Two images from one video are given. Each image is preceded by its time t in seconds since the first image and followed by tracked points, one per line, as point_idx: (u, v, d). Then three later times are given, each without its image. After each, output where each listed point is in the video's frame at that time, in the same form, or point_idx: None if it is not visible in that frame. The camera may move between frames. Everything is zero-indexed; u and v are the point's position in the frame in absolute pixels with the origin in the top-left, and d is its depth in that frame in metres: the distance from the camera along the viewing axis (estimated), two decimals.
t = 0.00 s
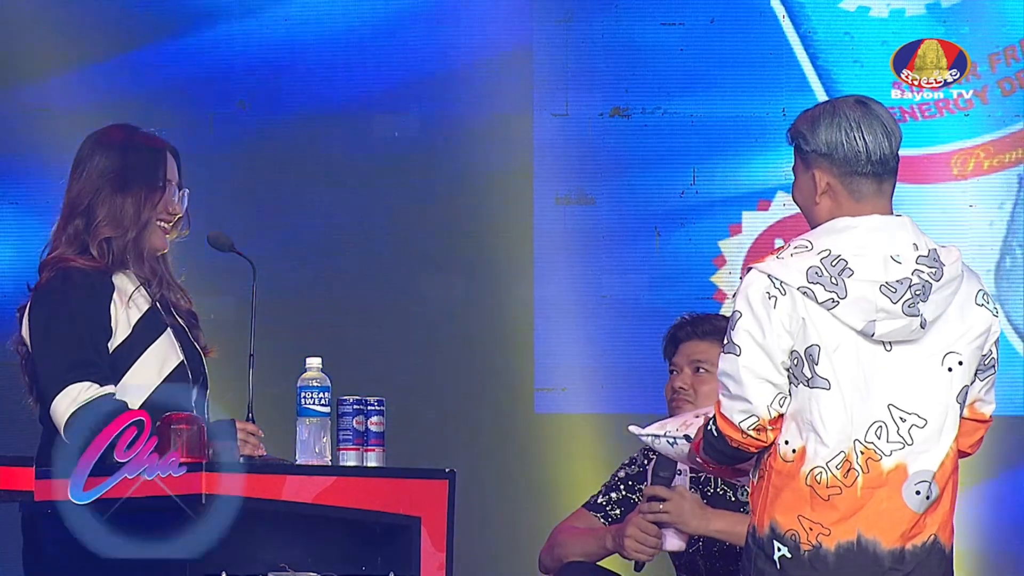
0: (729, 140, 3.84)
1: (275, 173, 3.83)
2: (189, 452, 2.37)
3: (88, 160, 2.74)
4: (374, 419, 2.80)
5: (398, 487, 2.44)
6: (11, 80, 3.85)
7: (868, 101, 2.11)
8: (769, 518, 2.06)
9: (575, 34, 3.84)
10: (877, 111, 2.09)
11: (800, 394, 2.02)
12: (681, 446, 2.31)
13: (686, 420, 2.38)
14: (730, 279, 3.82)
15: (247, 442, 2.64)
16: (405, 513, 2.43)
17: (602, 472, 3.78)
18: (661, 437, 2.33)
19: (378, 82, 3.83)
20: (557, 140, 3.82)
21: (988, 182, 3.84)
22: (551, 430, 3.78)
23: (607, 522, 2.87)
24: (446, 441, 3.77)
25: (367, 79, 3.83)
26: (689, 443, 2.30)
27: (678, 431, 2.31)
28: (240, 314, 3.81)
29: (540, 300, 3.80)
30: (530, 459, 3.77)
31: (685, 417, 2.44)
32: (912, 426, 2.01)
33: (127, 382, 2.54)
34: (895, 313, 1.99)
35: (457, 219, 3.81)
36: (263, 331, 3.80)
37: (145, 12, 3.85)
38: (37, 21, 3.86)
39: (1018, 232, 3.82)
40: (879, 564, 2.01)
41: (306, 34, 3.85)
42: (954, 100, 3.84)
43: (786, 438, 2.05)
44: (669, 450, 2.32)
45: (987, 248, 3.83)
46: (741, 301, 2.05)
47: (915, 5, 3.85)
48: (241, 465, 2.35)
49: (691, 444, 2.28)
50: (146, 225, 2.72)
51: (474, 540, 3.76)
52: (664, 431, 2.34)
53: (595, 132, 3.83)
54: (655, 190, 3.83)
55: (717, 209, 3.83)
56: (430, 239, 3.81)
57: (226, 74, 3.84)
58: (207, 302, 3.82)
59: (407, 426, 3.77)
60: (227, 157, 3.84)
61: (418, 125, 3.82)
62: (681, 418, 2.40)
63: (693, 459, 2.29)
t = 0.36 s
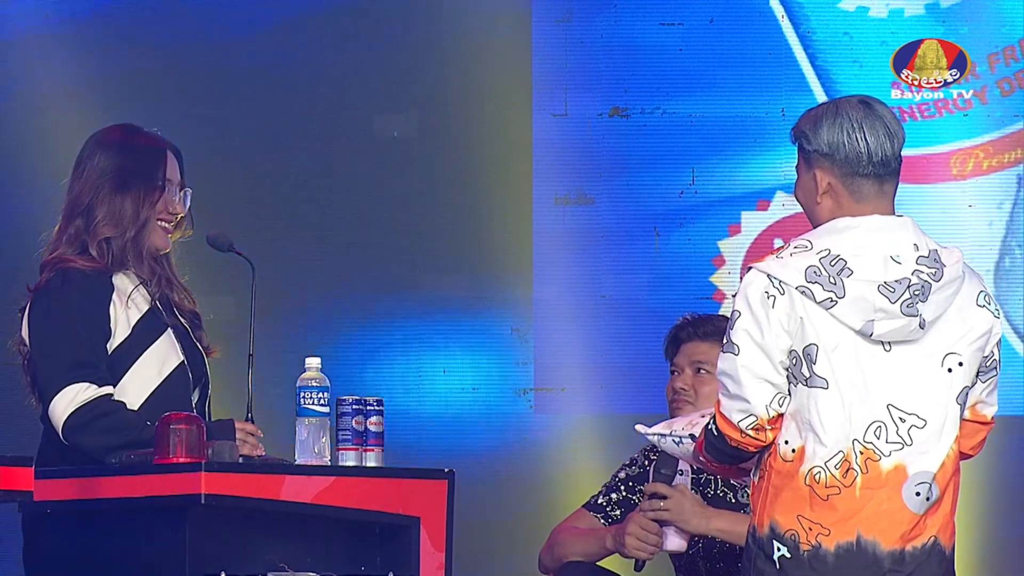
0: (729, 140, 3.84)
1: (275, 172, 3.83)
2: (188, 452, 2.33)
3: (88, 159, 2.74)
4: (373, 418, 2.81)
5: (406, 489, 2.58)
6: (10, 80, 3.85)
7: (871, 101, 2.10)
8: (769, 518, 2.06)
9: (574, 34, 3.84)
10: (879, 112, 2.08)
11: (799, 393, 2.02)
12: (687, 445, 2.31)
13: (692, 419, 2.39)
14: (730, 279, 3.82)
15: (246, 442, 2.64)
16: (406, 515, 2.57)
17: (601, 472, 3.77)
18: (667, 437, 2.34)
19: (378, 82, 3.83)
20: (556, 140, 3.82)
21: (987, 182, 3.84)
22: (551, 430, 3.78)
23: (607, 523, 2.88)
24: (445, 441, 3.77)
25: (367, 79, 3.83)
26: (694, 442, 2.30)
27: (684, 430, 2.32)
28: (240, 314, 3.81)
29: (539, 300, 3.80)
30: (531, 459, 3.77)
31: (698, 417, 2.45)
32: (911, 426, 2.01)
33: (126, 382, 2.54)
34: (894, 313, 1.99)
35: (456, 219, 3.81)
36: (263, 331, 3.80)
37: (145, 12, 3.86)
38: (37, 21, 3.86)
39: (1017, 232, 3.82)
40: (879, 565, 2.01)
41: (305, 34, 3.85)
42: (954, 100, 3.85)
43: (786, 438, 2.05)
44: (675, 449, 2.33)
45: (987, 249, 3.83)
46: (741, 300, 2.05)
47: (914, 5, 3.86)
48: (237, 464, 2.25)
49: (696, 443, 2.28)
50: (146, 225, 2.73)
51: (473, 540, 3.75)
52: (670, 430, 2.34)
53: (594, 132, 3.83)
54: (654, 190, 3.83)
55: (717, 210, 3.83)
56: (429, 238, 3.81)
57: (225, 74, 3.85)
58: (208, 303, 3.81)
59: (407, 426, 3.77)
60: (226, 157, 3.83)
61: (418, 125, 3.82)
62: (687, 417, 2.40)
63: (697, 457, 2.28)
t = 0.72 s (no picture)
0: (727, 141, 3.84)
1: (273, 172, 3.82)
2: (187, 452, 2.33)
3: (94, 163, 2.69)
4: (373, 419, 2.80)
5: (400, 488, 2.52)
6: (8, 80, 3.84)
7: (873, 101, 2.10)
8: (771, 519, 2.06)
9: (573, 34, 3.84)
10: (880, 112, 2.08)
11: (801, 394, 2.02)
12: (687, 442, 2.31)
13: (693, 416, 2.39)
14: (728, 279, 3.82)
15: (245, 442, 2.65)
16: (406, 514, 2.51)
17: (599, 472, 3.78)
18: (666, 434, 2.34)
19: (377, 81, 3.83)
20: (555, 141, 3.82)
21: (986, 182, 3.84)
22: (550, 429, 3.78)
23: (606, 523, 2.88)
24: (445, 441, 3.77)
25: (366, 78, 3.83)
26: (694, 438, 2.30)
27: (684, 426, 2.32)
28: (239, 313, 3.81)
29: (538, 300, 3.80)
30: (530, 459, 3.77)
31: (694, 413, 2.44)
32: (913, 428, 2.01)
33: (124, 382, 2.54)
34: (896, 314, 1.99)
35: (456, 218, 3.81)
36: (262, 330, 3.79)
37: (143, 12, 3.85)
38: (34, 20, 3.85)
39: (1017, 232, 3.83)
40: (880, 566, 2.01)
41: (303, 33, 3.85)
42: (953, 100, 3.85)
43: (788, 439, 2.05)
44: (675, 445, 2.32)
45: (985, 249, 3.84)
46: (743, 301, 2.05)
47: (913, 5, 3.86)
48: (239, 465, 2.27)
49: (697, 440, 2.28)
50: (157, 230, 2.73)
51: (472, 540, 3.75)
52: (670, 427, 2.35)
53: (593, 132, 3.83)
54: (654, 191, 3.83)
55: (716, 210, 3.83)
56: (428, 237, 3.81)
57: (224, 73, 3.84)
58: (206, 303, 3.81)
59: (405, 425, 3.77)
60: (225, 157, 3.82)
61: (417, 124, 3.82)
62: (688, 414, 2.41)
63: (696, 455, 2.29)
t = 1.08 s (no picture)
0: (726, 141, 3.84)
1: (273, 172, 3.82)
2: (185, 452, 2.34)
3: (83, 162, 2.69)
4: (371, 418, 2.78)
5: (400, 491, 2.54)
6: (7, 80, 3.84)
7: (877, 102, 2.10)
8: (769, 518, 2.06)
9: (571, 34, 3.84)
10: (885, 112, 2.08)
11: (800, 394, 2.02)
12: (688, 441, 2.30)
13: (692, 415, 2.39)
14: (726, 279, 3.82)
15: (241, 441, 2.64)
16: (404, 514, 2.53)
17: (600, 471, 3.78)
18: (667, 432, 2.34)
19: (376, 81, 3.82)
20: (553, 140, 3.82)
21: (985, 182, 3.84)
22: (549, 429, 3.78)
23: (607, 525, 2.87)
24: (443, 441, 3.76)
25: (365, 78, 3.83)
26: (694, 438, 2.30)
27: (685, 425, 2.32)
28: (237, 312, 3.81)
29: (536, 300, 3.80)
30: (529, 459, 3.77)
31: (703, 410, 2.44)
32: (912, 428, 2.01)
33: (119, 382, 2.54)
34: (896, 314, 1.99)
35: (454, 218, 3.81)
36: (260, 330, 3.79)
37: (142, 12, 3.85)
38: (33, 20, 3.85)
39: (1016, 232, 3.83)
40: (879, 565, 2.01)
41: (302, 33, 3.85)
42: (953, 100, 3.85)
43: (786, 438, 2.05)
44: (675, 444, 2.32)
45: (986, 250, 3.84)
46: (743, 300, 2.05)
47: (912, 5, 3.86)
48: (235, 464, 2.25)
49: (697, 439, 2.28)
50: (145, 226, 2.71)
51: (471, 541, 3.75)
52: (670, 426, 2.35)
53: (591, 132, 3.83)
54: (653, 191, 3.83)
55: (714, 209, 3.83)
56: (427, 237, 3.80)
57: (223, 74, 3.84)
58: (202, 302, 3.80)
59: (406, 425, 3.77)
60: (224, 157, 3.82)
61: (415, 125, 3.82)
62: (688, 413, 2.40)
63: (697, 454, 2.28)
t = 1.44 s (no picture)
0: (726, 141, 3.85)
1: (272, 172, 3.82)
2: (184, 452, 2.34)
3: (79, 157, 2.69)
4: (371, 418, 2.78)
5: (400, 491, 2.55)
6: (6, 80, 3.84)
7: (881, 102, 2.10)
8: (771, 518, 2.06)
9: (571, 34, 3.84)
10: (888, 112, 2.08)
11: (802, 394, 2.02)
12: (684, 437, 2.34)
13: (690, 411, 2.40)
14: (725, 279, 3.82)
15: (241, 441, 2.65)
16: (404, 514, 2.55)
17: (599, 470, 3.78)
18: (664, 427, 2.38)
19: (376, 81, 3.82)
20: (553, 140, 3.82)
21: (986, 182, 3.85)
22: (549, 429, 3.78)
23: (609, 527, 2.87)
24: (444, 441, 3.77)
25: (364, 78, 3.82)
26: (691, 434, 2.33)
27: (682, 421, 2.35)
28: (236, 313, 3.80)
29: (535, 300, 3.80)
30: (529, 459, 3.77)
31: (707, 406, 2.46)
32: (914, 429, 2.01)
33: (117, 386, 2.53)
34: (898, 315, 1.99)
35: (454, 218, 3.81)
36: (259, 329, 3.78)
37: (142, 12, 3.84)
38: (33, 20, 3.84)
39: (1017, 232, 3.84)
40: (879, 566, 2.02)
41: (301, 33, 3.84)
42: (953, 100, 3.85)
43: (788, 438, 2.05)
44: (672, 440, 2.36)
45: (986, 250, 3.84)
46: (745, 300, 2.05)
47: (912, 5, 3.86)
48: (236, 465, 2.26)
49: (694, 436, 2.31)
50: (142, 222, 2.71)
51: (471, 541, 3.75)
52: (666, 421, 2.38)
53: (591, 132, 3.83)
54: (653, 191, 3.83)
55: (713, 210, 3.83)
56: (427, 237, 3.80)
57: (221, 73, 3.83)
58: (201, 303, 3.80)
59: (406, 425, 3.77)
60: (224, 157, 3.82)
61: (415, 124, 3.82)
62: (686, 408, 2.43)
63: (693, 449, 2.32)
